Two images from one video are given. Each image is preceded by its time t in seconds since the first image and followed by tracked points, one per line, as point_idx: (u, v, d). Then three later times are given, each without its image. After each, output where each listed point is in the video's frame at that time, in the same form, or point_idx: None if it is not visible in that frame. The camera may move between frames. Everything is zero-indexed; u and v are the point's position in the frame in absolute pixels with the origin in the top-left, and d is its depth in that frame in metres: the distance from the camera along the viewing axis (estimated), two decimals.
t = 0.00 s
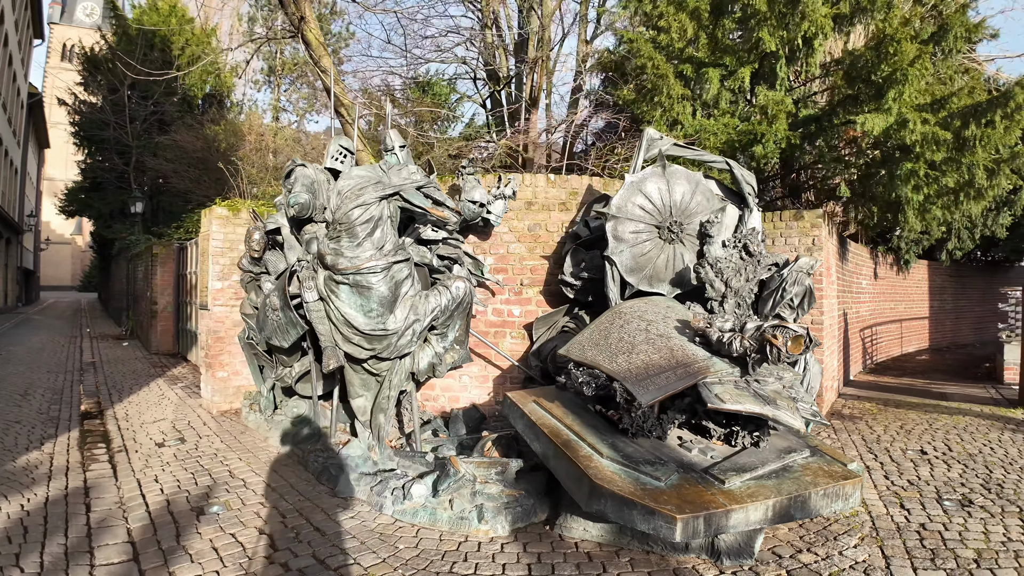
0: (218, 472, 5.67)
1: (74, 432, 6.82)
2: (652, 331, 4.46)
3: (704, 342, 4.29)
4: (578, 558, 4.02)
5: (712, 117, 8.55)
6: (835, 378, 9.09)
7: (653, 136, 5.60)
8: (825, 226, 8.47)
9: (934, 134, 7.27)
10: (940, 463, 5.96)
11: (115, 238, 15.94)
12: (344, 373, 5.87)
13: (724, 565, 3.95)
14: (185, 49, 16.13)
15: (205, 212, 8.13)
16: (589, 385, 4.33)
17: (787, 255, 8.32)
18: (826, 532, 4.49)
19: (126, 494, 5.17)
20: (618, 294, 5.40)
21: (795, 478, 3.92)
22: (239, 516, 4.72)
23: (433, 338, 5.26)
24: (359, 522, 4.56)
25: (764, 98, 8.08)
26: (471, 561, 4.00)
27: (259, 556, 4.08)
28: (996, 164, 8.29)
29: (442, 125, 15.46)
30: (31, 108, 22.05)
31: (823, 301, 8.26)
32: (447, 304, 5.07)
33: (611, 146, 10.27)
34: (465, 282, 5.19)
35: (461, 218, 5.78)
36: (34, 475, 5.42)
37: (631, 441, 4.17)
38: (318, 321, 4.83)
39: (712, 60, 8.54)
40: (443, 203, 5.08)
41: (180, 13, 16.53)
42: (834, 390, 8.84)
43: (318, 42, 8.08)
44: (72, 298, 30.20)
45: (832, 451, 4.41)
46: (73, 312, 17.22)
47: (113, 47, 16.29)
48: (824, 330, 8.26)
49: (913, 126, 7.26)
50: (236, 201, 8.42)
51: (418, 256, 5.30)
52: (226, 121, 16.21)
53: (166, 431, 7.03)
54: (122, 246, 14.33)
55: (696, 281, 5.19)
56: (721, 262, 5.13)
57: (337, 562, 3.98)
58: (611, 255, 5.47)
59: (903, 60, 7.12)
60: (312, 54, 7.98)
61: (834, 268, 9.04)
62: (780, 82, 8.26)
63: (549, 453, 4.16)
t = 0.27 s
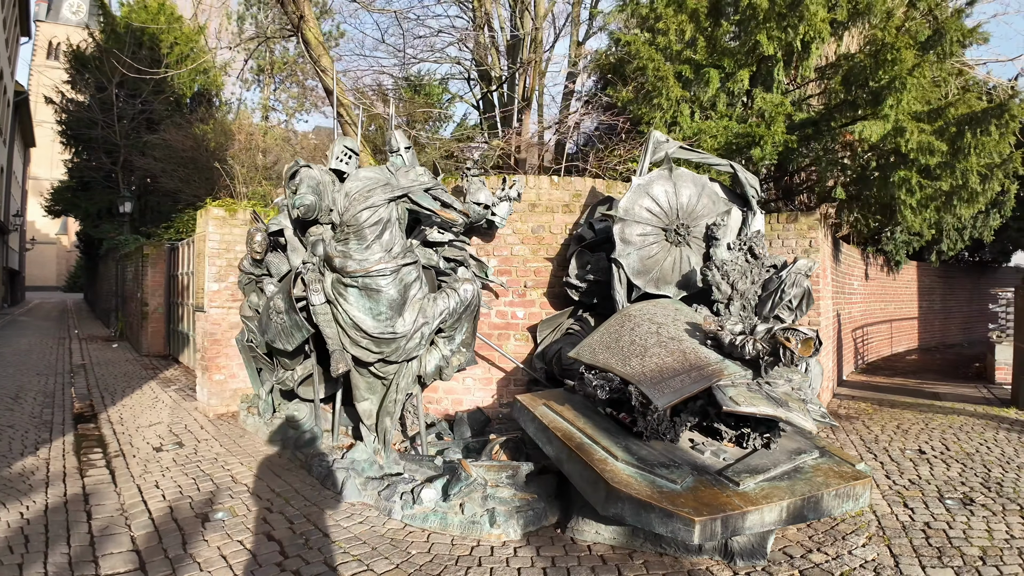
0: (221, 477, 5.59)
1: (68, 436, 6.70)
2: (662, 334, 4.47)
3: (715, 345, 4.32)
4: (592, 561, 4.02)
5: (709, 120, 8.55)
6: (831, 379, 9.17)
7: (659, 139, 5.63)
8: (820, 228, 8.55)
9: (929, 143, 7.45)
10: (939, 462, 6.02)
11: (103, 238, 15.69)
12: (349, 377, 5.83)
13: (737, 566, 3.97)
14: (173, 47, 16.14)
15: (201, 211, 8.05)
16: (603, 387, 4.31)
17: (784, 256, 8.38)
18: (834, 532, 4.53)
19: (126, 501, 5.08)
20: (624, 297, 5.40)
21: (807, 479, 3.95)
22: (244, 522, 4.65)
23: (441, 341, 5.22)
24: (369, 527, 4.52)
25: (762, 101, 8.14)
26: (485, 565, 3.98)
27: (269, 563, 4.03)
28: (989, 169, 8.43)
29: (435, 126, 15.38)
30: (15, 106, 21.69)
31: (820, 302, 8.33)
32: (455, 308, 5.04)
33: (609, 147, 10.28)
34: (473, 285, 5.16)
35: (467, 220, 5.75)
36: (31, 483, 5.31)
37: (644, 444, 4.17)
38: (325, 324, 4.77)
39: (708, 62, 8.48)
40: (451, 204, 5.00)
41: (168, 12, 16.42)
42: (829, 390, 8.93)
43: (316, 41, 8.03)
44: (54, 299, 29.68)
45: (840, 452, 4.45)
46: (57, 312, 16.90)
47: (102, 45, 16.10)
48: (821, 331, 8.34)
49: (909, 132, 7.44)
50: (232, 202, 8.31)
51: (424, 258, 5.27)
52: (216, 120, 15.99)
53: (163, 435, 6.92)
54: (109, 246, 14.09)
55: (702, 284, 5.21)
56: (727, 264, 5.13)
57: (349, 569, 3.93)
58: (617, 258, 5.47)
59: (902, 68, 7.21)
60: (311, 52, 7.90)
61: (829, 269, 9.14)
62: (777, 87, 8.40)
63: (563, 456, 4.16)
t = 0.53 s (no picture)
0: (229, 481, 5.51)
1: (66, 440, 6.55)
2: (680, 335, 4.52)
3: (735, 345, 4.36)
4: (614, 561, 4.04)
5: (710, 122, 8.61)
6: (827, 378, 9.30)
7: (671, 142, 5.73)
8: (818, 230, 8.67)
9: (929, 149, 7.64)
10: (940, 459, 6.14)
11: (90, 238, 15.41)
12: (360, 379, 5.79)
13: (757, 563, 4.01)
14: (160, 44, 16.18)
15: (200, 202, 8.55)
16: (625, 389, 4.37)
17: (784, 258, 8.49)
18: (847, 529, 4.59)
19: (134, 506, 4.98)
20: (637, 298, 5.42)
21: (824, 476, 4.01)
22: (259, 527, 4.59)
23: (455, 343, 5.20)
24: (387, 531, 4.48)
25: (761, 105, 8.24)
26: (508, 567, 3.97)
27: (288, 568, 3.97)
28: (982, 174, 8.62)
29: (429, 125, 15.33)
30: None
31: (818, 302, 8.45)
32: (471, 310, 5.03)
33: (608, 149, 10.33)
34: (489, 287, 5.15)
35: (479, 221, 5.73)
36: (33, 488, 5.19)
37: (665, 444, 4.20)
38: (340, 326, 4.71)
39: (710, 65, 8.58)
40: (467, 206, 4.99)
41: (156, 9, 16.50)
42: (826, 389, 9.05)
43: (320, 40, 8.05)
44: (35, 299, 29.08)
45: (853, 450, 4.52)
46: (42, 313, 16.56)
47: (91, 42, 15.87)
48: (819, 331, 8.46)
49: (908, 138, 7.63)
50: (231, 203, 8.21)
51: (439, 260, 5.25)
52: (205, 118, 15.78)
53: (164, 438, 6.79)
54: (97, 246, 13.81)
55: (714, 285, 5.27)
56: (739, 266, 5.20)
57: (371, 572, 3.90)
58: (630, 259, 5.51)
59: (901, 74, 7.30)
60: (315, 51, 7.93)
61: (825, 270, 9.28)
62: (774, 90, 8.48)
63: (585, 457, 4.18)
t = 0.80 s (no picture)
0: (233, 485, 5.45)
1: (62, 444, 6.43)
2: (690, 336, 4.60)
3: (745, 348, 4.38)
4: (630, 560, 4.08)
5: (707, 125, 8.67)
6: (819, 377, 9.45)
7: (676, 146, 5.78)
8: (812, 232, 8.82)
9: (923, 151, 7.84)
10: (935, 457, 6.28)
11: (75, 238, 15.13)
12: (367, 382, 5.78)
13: (768, 560, 4.08)
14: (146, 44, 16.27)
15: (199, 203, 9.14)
16: (639, 391, 4.46)
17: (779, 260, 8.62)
18: (852, 526, 4.68)
19: (139, 512, 4.90)
20: (644, 301, 5.47)
21: (833, 474, 4.09)
22: (269, 531, 4.55)
23: (465, 345, 5.22)
24: (400, 533, 4.48)
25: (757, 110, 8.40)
26: (526, 568, 3.99)
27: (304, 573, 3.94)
28: (970, 178, 8.85)
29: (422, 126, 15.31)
30: None
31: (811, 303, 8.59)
32: (481, 312, 5.08)
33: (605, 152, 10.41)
34: (498, 290, 5.19)
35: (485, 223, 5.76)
36: (33, 495, 5.08)
37: (678, 445, 4.25)
38: (351, 328, 4.69)
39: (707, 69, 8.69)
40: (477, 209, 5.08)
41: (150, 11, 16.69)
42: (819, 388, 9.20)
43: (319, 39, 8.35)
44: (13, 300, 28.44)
45: (858, 448, 4.61)
46: (24, 314, 16.22)
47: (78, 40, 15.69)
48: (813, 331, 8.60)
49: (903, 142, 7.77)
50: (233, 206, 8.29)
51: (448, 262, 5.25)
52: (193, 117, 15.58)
53: (162, 442, 6.69)
54: (83, 245, 13.54)
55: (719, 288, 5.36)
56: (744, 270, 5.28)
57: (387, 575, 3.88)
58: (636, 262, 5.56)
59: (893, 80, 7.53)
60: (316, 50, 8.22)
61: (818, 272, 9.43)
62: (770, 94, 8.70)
63: (600, 458, 4.22)
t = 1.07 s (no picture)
0: (235, 490, 5.38)
1: (54, 449, 6.28)
2: (696, 337, 4.66)
3: (752, 348, 4.42)
4: (640, 560, 4.10)
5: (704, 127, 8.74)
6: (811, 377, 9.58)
7: (679, 148, 5.78)
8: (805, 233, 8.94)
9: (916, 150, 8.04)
10: (929, 455, 6.39)
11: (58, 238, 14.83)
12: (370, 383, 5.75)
13: (775, 559, 4.12)
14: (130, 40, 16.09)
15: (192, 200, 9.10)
16: (649, 392, 4.38)
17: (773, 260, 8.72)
18: (854, 523, 4.75)
19: (139, 518, 4.81)
20: (647, 301, 5.48)
21: (838, 473, 4.15)
22: (275, 536, 4.49)
23: (470, 347, 5.22)
24: (409, 537, 4.45)
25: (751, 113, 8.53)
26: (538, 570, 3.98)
27: None
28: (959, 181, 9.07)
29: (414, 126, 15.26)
30: None
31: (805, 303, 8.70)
32: (486, 314, 5.10)
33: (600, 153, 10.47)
34: (504, 292, 5.20)
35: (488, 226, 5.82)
36: (28, 501, 4.96)
37: (687, 445, 4.28)
38: (357, 330, 4.63)
39: (703, 73, 8.82)
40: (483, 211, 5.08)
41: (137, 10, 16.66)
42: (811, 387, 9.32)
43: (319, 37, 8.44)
44: None
45: (859, 446, 4.68)
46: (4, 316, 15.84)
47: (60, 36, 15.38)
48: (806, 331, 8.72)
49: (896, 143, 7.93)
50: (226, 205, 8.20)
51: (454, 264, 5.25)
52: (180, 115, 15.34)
53: (157, 445, 6.57)
54: (67, 245, 13.27)
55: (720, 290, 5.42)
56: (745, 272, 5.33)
57: None
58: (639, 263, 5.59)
59: (889, 80, 7.73)
60: (313, 48, 8.24)
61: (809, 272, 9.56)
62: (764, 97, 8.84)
63: (611, 459, 4.23)
